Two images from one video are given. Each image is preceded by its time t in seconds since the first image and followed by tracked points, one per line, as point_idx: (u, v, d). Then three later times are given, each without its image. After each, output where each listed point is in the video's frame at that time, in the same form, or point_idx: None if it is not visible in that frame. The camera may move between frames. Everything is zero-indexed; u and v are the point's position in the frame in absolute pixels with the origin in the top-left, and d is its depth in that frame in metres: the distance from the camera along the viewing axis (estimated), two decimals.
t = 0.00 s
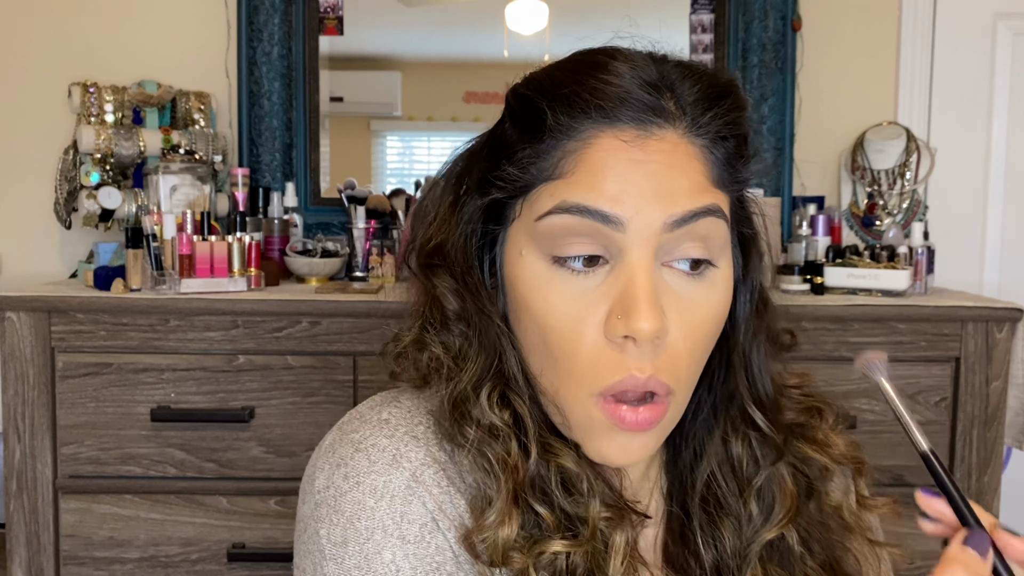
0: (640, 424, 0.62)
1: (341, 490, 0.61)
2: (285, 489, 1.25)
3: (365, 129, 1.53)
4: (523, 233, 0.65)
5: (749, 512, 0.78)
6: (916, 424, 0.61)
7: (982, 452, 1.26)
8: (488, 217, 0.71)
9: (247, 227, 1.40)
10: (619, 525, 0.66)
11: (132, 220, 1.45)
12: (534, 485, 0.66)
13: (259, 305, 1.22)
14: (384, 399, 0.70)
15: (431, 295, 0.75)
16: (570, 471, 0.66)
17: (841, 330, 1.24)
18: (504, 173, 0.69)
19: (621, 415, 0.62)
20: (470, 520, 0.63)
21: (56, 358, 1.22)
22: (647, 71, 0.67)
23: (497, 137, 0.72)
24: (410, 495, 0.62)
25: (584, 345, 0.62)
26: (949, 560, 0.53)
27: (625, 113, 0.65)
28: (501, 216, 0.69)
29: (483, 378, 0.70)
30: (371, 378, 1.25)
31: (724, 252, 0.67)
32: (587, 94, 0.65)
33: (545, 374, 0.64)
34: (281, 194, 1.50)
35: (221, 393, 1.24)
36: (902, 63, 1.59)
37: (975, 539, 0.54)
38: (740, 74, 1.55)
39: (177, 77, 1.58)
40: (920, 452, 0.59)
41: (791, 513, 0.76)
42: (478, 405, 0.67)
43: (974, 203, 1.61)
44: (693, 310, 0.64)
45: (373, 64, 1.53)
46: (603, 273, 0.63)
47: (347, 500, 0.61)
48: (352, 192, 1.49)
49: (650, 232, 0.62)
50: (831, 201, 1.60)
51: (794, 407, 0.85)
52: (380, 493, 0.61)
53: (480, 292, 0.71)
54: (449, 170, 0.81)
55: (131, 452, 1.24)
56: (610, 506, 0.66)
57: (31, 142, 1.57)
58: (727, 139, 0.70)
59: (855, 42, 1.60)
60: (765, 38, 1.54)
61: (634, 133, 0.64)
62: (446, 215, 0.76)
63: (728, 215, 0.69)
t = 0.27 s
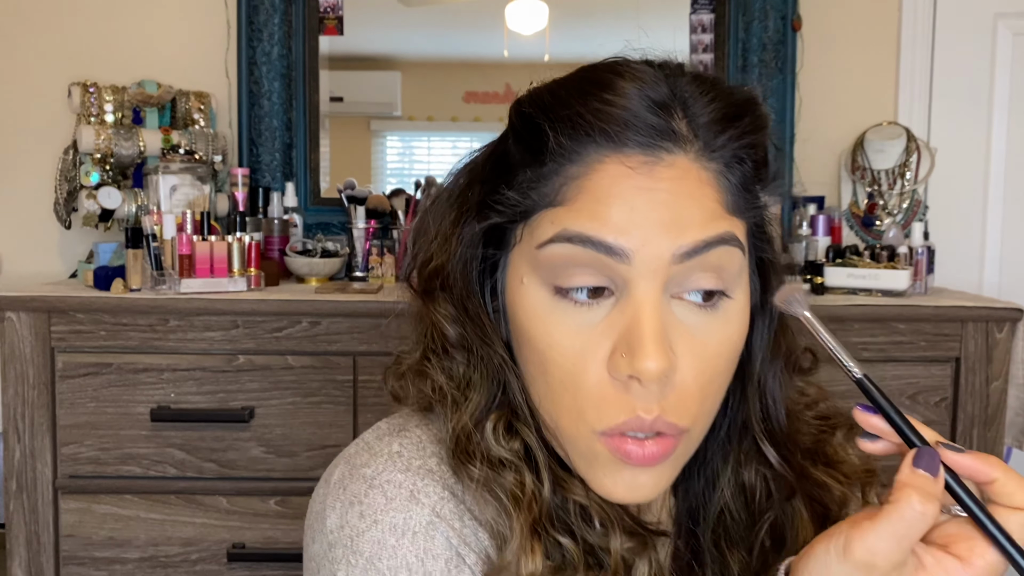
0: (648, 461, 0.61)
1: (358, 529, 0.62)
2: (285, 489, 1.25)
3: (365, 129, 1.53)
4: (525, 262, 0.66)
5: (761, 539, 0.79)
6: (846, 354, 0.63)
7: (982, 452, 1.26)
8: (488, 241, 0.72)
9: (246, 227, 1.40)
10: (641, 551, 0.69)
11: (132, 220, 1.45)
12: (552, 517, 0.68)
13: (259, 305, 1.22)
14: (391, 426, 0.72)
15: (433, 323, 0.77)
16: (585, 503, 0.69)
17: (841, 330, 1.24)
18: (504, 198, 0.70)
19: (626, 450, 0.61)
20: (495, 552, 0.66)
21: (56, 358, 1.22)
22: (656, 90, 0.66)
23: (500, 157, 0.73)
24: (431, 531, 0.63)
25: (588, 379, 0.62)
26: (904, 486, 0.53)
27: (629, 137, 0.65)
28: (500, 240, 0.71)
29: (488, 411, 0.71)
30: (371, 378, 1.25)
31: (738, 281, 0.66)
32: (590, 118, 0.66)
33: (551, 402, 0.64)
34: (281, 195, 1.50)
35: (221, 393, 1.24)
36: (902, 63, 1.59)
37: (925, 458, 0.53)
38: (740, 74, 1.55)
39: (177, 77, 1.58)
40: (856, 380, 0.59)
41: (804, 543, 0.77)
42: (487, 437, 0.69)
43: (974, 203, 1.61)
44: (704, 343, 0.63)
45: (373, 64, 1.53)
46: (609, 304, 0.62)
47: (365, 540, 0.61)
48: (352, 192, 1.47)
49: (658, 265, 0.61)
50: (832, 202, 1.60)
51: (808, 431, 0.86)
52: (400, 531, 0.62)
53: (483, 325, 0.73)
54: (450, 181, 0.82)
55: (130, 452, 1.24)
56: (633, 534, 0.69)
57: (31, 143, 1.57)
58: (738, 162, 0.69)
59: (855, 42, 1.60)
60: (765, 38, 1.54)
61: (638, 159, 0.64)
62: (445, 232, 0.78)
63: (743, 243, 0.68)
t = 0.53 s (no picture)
0: (667, 474, 0.61)
1: (363, 537, 0.61)
2: (285, 489, 1.25)
3: (365, 129, 1.53)
4: (537, 274, 0.66)
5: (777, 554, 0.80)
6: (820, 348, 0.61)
7: (982, 452, 1.26)
8: (497, 254, 0.73)
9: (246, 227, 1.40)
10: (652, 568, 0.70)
11: (132, 220, 1.45)
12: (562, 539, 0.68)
13: (259, 305, 1.21)
14: (400, 429, 0.71)
15: (440, 337, 0.77)
16: (599, 527, 0.70)
17: (842, 330, 1.24)
18: (513, 209, 0.70)
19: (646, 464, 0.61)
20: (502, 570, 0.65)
21: (55, 358, 1.22)
22: (669, 95, 0.66)
23: (509, 167, 0.73)
24: (437, 541, 0.62)
25: (604, 392, 0.62)
26: (882, 479, 0.52)
27: (643, 145, 0.65)
28: (510, 252, 0.72)
29: (498, 429, 0.72)
30: (371, 378, 1.25)
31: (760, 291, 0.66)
32: (602, 125, 0.66)
33: (567, 415, 0.64)
34: (281, 195, 1.50)
35: (221, 392, 1.24)
36: (902, 63, 1.59)
37: (903, 450, 0.52)
38: (740, 74, 1.55)
39: (177, 77, 1.58)
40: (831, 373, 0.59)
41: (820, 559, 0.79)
42: (496, 455, 0.69)
43: (974, 203, 1.61)
44: (723, 357, 0.63)
45: (373, 64, 1.53)
46: (624, 317, 0.62)
47: (370, 548, 0.61)
48: (352, 192, 1.47)
49: (675, 275, 0.61)
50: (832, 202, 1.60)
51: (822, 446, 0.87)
52: (406, 540, 0.61)
53: (492, 338, 0.74)
54: (457, 191, 0.83)
55: (130, 452, 1.24)
56: (647, 557, 0.71)
57: (31, 142, 1.57)
58: (756, 167, 0.69)
59: (855, 42, 1.60)
60: (765, 38, 1.54)
61: (653, 167, 0.64)
62: (452, 244, 0.79)
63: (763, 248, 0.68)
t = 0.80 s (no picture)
0: (665, 475, 0.61)
1: (364, 527, 0.61)
2: (285, 489, 1.25)
3: (365, 129, 1.53)
4: (536, 270, 0.66)
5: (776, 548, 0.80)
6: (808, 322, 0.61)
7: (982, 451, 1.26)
8: (495, 252, 0.73)
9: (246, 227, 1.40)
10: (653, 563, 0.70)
11: (132, 220, 1.45)
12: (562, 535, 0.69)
13: (259, 305, 1.21)
14: (397, 428, 0.72)
15: (439, 337, 0.77)
16: (601, 523, 0.70)
17: (841, 330, 1.24)
18: (511, 206, 0.70)
19: (645, 469, 0.61)
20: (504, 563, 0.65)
21: (55, 358, 1.22)
22: (663, 91, 0.66)
23: (506, 166, 0.73)
24: (438, 532, 0.62)
25: (603, 386, 0.62)
26: (872, 448, 0.52)
27: (639, 140, 0.65)
28: (508, 249, 0.72)
29: (498, 425, 0.72)
30: (370, 378, 1.25)
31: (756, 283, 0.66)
32: (598, 122, 0.65)
33: (566, 409, 0.64)
34: (281, 195, 1.50)
35: (221, 392, 1.24)
36: (902, 63, 1.59)
37: (892, 422, 0.53)
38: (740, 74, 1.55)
39: (177, 77, 1.58)
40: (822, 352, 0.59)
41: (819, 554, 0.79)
42: (497, 451, 0.69)
43: (974, 203, 1.61)
44: (722, 349, 0.63)
45: (373, 64, 1.53)
46: (623, 312, 0.62)
47: (372, 538, 0.61)
48: (352, 192, 1.47)
49: (673, 267, 0.61)
50: (832, 201, 1.60)
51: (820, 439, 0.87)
52: (408, 530, 0.61)
53: (491, 337, 0.74)
54: (453, 193, 0.83)
55: (130, 452, 1.24)
56: (647, 551, 0.71)
57: (31, 143, 1.57)
58: (751, 159, 0.69)
59: (855, 42, 1.60)
60: (765, 38, 1.54)
61: (649, 162, 0.64)
62: (450, 245, 0.79)
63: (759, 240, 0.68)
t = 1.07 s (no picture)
0: (658, 469, 0.61)
1: (365, 516, 0.62)
2: (285, 489, 1.25)
3: (365, 128, 1.53)
4: (531, 265, 0.66)
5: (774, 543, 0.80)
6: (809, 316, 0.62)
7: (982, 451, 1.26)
8: (491, 248, 0.73)
9: (246, 227, 1.39)
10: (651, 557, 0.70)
11: (131, 220, 1.45)
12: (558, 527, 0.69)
13: (259, 305, 1.21)
14: (397, 420, 0.72)
15: (436, 333, 0.77)
16: (598, 515, 0.70)
17: (841, 330, 1.24)
18: (506, 202, 0.70)
19: (636, 457, 0.61)
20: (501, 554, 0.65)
21: (55, 358, 1.22)
22: (656, 87, 0.66)
23: (501, 164, 0.73)
24: (438, 521, 0.62)
25: (597, 381, 0.62)
26: (867, 430, 0.53)
27: (632, 135, 0.65)
28: (503, 245, 0.72)
29: (495, 419, 0.72)
30: (371, 378, 1.25)
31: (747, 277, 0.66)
32: (590, 118, 0.66)
33: (560, 404, 0.64)
34: (281, 194, 1.50)
35: (221, 393, 1.24)
36: (902, 63, 1.59)
37: (887, 405, 0.54)
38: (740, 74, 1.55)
39: (177, 77, 1.58)
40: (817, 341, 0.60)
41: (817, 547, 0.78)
42: (493, 447, 0.69)
43: (973, 203, 1.61)
44: (717, 344, 0.63)
45: (373, 64, 1.53)
46: (617, 306, 0.62)
47: (372, 527, 0.61)
48: (352, 192, 1.47)
49: (665, 261, 0.61)
50: (831, 201, 1.60)
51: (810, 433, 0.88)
52: (408, 520, 0.61)
53: (488, 333, 0.74)
54: (450, 191, 0.83)
55: (130, 452, 1.24)
56: (644, 544, 0.71)
57: (31, 143, 1.57)
58: (744, 155, 0.69)
59: (854, 42, 1.60)
60: (765, 38, 1.54)
61: (642, 157, 0.64)
62: (446, 242, 0.79)
63: (751, 234, 0.68)
